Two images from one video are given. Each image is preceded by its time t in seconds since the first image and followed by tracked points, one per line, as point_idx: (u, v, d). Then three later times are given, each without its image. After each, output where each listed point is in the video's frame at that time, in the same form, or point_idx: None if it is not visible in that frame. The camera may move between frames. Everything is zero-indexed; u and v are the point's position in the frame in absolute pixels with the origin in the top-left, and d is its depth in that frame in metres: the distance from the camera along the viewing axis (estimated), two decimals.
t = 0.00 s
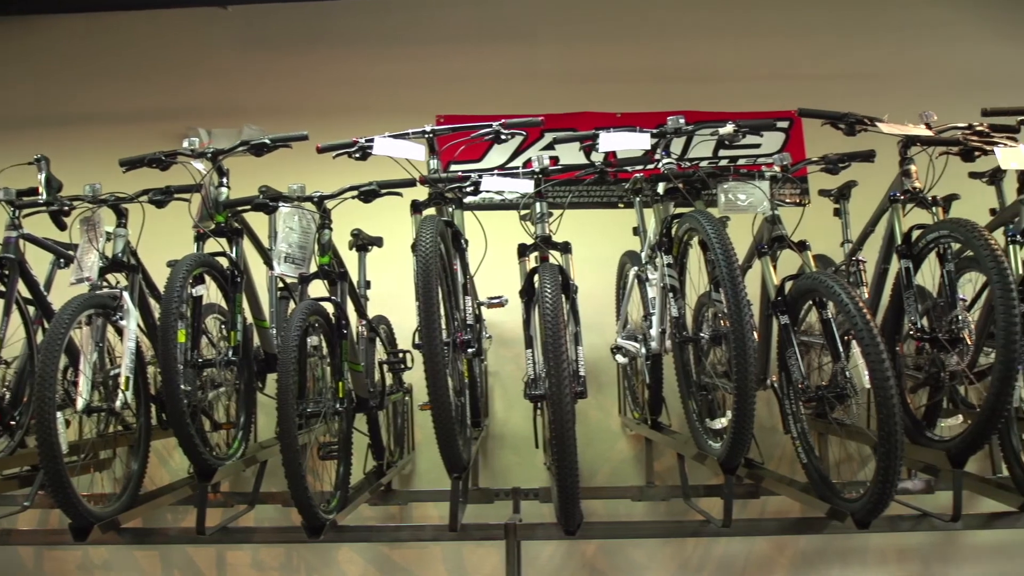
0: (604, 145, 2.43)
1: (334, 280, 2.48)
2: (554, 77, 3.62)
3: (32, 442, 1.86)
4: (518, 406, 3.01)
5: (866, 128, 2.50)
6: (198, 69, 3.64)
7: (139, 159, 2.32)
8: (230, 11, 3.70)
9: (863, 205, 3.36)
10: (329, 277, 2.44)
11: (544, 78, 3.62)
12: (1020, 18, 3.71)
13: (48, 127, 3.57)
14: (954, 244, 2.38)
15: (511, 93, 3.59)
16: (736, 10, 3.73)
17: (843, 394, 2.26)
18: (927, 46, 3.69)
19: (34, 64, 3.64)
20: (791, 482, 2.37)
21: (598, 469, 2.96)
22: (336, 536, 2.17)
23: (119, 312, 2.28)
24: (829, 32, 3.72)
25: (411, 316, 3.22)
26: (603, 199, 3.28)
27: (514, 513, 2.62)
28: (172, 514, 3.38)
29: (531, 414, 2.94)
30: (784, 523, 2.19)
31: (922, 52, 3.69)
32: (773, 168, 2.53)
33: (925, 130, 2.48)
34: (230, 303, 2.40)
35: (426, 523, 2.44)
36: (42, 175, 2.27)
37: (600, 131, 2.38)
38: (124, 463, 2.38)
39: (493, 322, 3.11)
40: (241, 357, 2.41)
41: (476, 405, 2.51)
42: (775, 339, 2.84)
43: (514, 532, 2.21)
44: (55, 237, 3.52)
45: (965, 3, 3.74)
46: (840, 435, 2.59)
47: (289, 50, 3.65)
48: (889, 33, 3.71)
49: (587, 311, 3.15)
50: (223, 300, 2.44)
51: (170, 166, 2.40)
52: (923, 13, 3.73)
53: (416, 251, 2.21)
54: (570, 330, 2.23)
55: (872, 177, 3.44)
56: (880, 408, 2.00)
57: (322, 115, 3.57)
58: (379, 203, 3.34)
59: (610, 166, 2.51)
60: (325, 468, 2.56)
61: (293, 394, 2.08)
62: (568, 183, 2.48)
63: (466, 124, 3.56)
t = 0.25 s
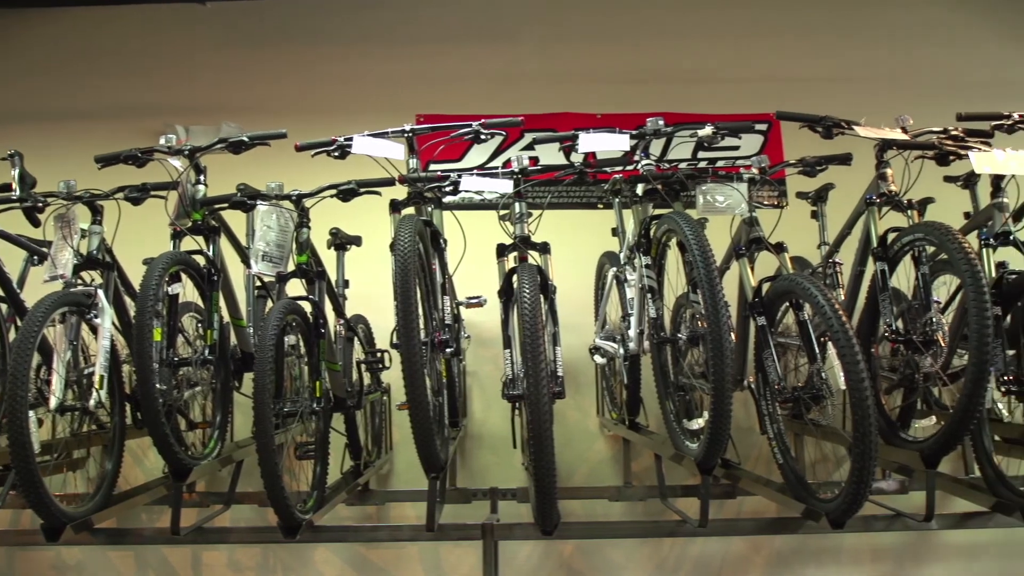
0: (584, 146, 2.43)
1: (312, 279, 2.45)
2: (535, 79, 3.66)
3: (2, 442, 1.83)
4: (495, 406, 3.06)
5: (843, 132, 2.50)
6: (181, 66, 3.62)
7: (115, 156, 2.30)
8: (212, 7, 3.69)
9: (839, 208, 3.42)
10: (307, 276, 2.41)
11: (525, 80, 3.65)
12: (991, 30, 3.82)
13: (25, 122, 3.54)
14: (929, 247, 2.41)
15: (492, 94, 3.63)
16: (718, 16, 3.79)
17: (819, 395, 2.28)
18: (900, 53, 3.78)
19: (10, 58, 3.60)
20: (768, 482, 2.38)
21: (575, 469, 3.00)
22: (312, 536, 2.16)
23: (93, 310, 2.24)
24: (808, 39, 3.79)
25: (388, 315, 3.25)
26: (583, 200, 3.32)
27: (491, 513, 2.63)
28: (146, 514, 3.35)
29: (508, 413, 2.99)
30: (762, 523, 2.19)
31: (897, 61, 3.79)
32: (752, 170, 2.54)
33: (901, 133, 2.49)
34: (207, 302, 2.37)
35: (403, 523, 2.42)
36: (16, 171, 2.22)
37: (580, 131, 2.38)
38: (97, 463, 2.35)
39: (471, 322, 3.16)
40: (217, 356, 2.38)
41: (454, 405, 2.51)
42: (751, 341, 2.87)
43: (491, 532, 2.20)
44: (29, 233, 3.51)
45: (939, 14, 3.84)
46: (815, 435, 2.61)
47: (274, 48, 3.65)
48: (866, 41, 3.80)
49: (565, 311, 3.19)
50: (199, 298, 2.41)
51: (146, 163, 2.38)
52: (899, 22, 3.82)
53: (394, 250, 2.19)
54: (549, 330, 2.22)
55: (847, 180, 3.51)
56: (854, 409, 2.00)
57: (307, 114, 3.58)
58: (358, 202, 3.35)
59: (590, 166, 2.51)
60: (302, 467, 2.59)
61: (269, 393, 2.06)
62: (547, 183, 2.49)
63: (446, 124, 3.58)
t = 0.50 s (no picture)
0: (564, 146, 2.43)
1: (290, 278, 2.45)
2: (517, 78, 3.67)
3: None
4: (474, 406, 3.07)
5: (821, 135, 2.52)
6: (163, 62, 3.60)
7: (91, 152, 2.28)
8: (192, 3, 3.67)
9: (816, 210, 3.47)
10: (285, 274, 2.42)
11: (507, 79, 3.66)
12: (967, 37, 3.89)
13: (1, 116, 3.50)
14: (904, 250, 2.43)
15: (473, 93, 3.63)
16: (700, 19, 3.83)
17: (795, 396, 2.28)
18: (877, 56, 3.83)
19: None
20: (745, 483, 2.39)
21: (553, 469, 3.02)
22: (289, 536, 2.13)
23: (68, 308, 2.21)
24: (790, 43, 3.83)
25: (367, 314, 3.25)
26: (563, 200, 3.35)
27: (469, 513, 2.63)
28: (121, 514, 3.33)
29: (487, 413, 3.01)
30: (738, 522, 2.19)
31: (875, 65, 3.83)
32: (729, 172, 2.57)
33: (877, 137, 2.51)
34: (184, 300, 2.35)
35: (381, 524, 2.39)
36: None
37: (560, 132, 2.38)
38: (71, 463, 2.32)
39: (450, 322, 3.18)
40: (194, 355, 2.37)
41: (432, 405, 2.52)
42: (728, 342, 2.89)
43: (468, 532, 2.19)
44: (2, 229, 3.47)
45: (917, 20, 3.90)
46: (791, 436, 2.64)
47: (257, 45, 3.63)
48: (846, 45, 3.84)
49: (543, 312, 3.21)
50: (175, 297, 2.39)
51: (123, 160, 2.36)
52: (878, 28, 3.87)
53: (373, 249, 2.18)
54: (527, 331, 2.22)
55: (825, 182, 3.56)
56: (830, 410, 2.02)
57: (290, 112, 3.57)
58: (337, 202, 3.34)
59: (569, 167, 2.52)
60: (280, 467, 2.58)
61: (246, 393, 2.05)
62: (526, 183, 2.50)
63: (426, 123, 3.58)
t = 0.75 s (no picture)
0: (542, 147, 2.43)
1: (267, 277, 2.46)
2: (497, 79, 3.70)
3: None
4: (452, 405, 3.08)
5: (798, 138, 2.55)
6: (144, 58, 3.59)
7: (65, 148, 2.26)
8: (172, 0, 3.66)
9: (792, 213, 3.52)
10: (262, 273, 2.42)
11: (487, 80, 3.69)
12: (937, 44, 3.99)
13: None
14: (879, 252, 2.45)
15: (454, 93, 3.66)
16: (680, 23, 3.88)
17: (771, 397, 2.27)
18: (850, 62, 3.91)
19: None
20: (721, 483, 2.40)
21: (531, 469, 3.03)
22: (264, 536, 2.12)
23: (40, 306, 2.18)
24: (768, 48, 3.89)
25: (344, 313, 3.25)
26: (541, 200, 3.37)
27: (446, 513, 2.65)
28: (93, 515, 3.29)
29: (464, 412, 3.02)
30: (714, 522, 2.20)
31: (849, 70, 3.90)
32: (707, 174, 2.58)
33: (854, 140, 2.54)
34: (159, 298, 2.33)
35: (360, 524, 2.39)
36: None
37: (539, 133, 2.38)
38: (43, 463, 2.29)
39: (429, 322, 3.19)
40: (169, 354, 2.36)
41: (409, 405, 2.52)
42: (704, 344, 2.91)
43: (444, 532, 2.18)
44: None
45: (891, 28, 3.99)
46: (766, 436, 2.66)
47: (239, 43, 3.63)
48: (823, 52, 3.91)
49: (521, 312, 3.23)
50: (149, 294, 2.36)
51: (97, 156, 2.33)
52: (854, 35, 3.95)
53: (351, 248, 2.17)
54: (505, 331, 2.21)
55: (801, 185, 3.61)
56: (804, 410, 2.03)
57: (272, 110, 3.57)
58: (315, 200, 3.34)
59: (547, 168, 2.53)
60: (255, 467, 2.57)
61: (222, 392, 2.04)
62: (505, 183, 2.50)
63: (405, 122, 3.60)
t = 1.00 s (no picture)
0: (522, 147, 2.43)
1: (244, 275, 2.45)
2: (478, 79, 3.70)
3: None
4: (430, 405, 3.09)
5: (776, 140, 2.55)
6: (122, 54, 3.55)
7: (39, 144, 2.24)
8: None
9: (771, 215, 3.56)
10: (239, 271, 2.41)
11: (468, 79, 3.69)
12: (914, 49, 4.03)
13: None
14: (855, 254, 2.47)
15: (435, 92, 3.65)
16: (663, 25, 3.89)
17: (748, 398, 2.31)
18: (829, 65, 3.95)
19: None
20: (697, 483, 2.41)
21: (508, 468, 3.04)
22: (240, 536, 2.11)
23: (13, 304, 2.15)
24: (749, 50, 3.91)
25: (322, 312, 3.24)
26: (521, 200, 3.37)
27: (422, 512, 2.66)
28: (65, 515, 3.25)
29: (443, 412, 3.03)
30: (690, 522, 2.22)
31: (828, 73, 3.94)
32: (686, 176, 2.59)
33: (831, 143, 2.55)
34: (134, 296, 2.32)
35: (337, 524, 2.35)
36: None
37: (518, 133, 2.38)
38: (14, 463, 2.25)
39: (407, 322, 3.19)
40: (145, 352, 2.34)
41: (387, 404, 2.52)
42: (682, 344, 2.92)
43: (422, 532, 2.17)
44: None
45: (871, 33, 4.02)
46: (742, 436, 2.67)
47: (219, 40, 3.61)
48: (803, 55, 3.95)
49: (500, 312, 3.24)
50: (125, 292, 2.35)
51: (72, 152, 2.31)
52: (834, 39, 3.99)
53: (328, 246, 2.15)
54: (483, 331, 2.20)
55: (779, 187, 3.64)
56: (780, 411, 2.04)
57: (251, 107, 3.55)
58: (294, 199, 3.33)
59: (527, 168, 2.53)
60: (230, 467, 2.56)
61: (197, 392, 2.02)
62: (484, 183, 2.49)
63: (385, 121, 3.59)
